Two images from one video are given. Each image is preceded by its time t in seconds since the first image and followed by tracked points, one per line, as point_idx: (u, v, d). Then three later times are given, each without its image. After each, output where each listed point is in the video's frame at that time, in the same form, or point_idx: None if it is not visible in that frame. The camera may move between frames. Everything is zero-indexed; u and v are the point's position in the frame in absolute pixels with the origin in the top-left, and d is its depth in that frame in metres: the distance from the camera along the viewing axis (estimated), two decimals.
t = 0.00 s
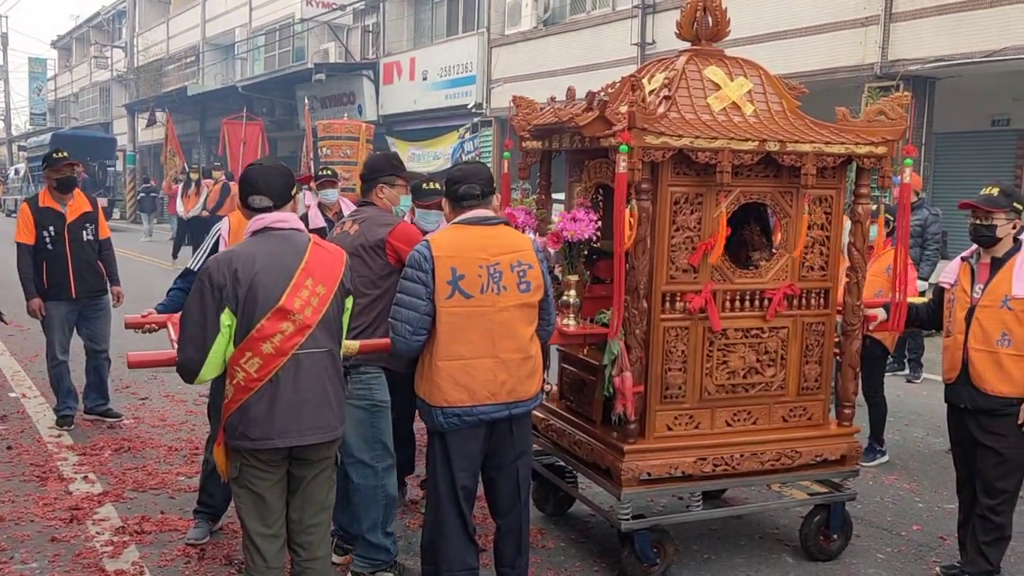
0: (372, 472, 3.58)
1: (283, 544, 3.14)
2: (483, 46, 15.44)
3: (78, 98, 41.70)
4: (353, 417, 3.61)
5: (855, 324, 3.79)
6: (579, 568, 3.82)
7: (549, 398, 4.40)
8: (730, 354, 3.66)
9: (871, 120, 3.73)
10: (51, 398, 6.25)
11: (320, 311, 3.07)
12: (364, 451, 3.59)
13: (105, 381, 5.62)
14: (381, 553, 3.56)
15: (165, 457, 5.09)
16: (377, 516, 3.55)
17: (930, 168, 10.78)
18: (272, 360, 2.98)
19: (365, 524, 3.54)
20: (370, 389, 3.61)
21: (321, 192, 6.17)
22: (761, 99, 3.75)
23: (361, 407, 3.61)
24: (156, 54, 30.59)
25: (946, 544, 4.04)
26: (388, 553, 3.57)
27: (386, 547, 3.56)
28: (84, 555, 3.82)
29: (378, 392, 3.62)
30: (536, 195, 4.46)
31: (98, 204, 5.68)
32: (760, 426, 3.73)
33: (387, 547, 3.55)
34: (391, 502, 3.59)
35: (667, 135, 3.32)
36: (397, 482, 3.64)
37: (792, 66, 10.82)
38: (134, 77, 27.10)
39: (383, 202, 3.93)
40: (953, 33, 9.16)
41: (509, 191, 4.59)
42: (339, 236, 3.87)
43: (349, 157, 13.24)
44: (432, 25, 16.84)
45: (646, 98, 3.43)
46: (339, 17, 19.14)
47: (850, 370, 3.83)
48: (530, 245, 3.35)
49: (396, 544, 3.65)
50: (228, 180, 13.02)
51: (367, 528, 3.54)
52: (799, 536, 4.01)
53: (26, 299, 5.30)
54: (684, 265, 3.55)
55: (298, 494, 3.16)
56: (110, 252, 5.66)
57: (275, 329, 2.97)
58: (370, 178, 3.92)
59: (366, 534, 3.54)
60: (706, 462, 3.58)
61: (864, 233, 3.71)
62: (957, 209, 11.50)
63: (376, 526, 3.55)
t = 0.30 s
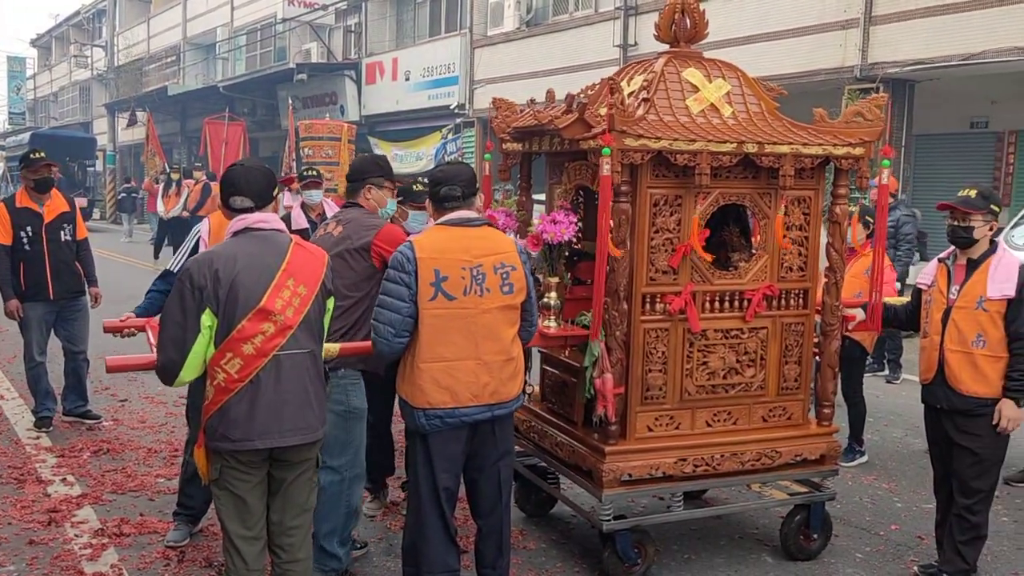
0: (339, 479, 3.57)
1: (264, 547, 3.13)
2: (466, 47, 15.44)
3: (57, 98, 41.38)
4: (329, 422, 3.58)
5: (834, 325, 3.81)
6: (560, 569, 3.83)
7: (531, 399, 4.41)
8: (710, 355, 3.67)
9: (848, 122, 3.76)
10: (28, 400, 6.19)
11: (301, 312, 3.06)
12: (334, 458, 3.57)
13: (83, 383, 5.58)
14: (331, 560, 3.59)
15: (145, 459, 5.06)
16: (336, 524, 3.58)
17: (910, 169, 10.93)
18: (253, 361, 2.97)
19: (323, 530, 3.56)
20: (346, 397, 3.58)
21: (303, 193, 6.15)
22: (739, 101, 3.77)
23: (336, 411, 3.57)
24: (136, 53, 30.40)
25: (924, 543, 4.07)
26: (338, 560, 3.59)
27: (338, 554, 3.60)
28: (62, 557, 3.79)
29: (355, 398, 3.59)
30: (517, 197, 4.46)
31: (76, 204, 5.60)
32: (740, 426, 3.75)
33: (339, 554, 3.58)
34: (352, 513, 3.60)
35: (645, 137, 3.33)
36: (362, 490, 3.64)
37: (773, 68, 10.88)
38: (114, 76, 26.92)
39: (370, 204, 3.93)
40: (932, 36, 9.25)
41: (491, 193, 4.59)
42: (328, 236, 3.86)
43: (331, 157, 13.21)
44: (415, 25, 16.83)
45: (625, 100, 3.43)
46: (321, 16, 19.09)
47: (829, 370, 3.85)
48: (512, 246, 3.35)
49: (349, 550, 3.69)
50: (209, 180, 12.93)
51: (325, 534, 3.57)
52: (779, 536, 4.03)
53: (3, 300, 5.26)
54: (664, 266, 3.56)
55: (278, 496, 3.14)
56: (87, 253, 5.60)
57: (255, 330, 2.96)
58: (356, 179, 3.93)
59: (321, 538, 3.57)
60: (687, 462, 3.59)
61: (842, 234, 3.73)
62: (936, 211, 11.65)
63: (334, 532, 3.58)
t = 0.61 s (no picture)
0: (317, 487, 3.56)
1: (243, 549, 3.12)
2: (449, 48, 15.44)
3: (38, 97, 41.05)
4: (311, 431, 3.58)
5: (813, 326, 3.83)
6: (542, 569, 3.84)
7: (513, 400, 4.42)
8: (691, 356, 3.69)
9: (827, 125, 3.78)
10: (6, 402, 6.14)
11: (282, 312, 3.05)
12: (313, 467, 3.56)
13: (62, 384, 5.54)
14: (309, 567, 3.56)
15: (125, 461, 5.03)
16: (314, 531, 3.55)
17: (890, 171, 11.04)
18: (233, 362, 2.95)
19: (301, 538, 3.53)
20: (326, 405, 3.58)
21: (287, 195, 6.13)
22: (719, 103, 3.79)
23: (316, 419, 3.57)
24: (117, 53, 30.20)
25: (903, 542, 4.10)
26: (316, 567, 3.56)
27: (316, 561, 3.57)
28: (41, 560, 3.76)
29: (335, 407, 3.60)
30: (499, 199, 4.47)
31: (53, 204, 5.56)
32: (720, 427, 3.77)
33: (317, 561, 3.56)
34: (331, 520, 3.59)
35: (625, 140, 3.34)
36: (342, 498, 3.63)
37: (754, 70, 10.93)
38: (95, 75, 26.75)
39: (365, 212, 3.92)
40: (912, 40, 9.32)
41: (472, 194, 4.60)
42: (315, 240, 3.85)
43: (313, 158, 13.16)
44: (398, 25, 16.79)
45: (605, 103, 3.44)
46: (303, 17, 19.04)
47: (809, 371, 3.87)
48: (493, 247, 3.35)
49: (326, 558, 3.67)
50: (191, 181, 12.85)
51: (302, 541, 3.54)
52: (759, 536, 4.05)
53: None
54: (644, 268, 3.58)
55: (258, 497, 3.13)
56: (66, 253, 5.56)
57: (235, 330, 2.95)
58: (358, 188, 3.85)
59: (300, 546, 3.54)
60: (668, 464, 3.60)
61: (820, 237, 3.75)
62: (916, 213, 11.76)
63: (311, 540, 3.55)
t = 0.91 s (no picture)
0: (301, 497, 3.53)
1: (219, 550, 3.10)
2: (428, 49, 15.44)
3: (12, 96, 40.63)
4: (301, 443, 3.55)
5: (789, 328, 3.85)
6: (520, 571, 3.84)
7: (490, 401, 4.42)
8: (668, 357, 3.70)
9: (803, 128, 3.81)
10: None
11: (258, 314, 3.03)
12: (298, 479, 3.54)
13: (35, 386, 5.49)
14: None
15: (100, 463, 4.99)
16: (296, 541, 3.52)
17: (867, 173, 11.14)
18: (209, 364, 2.93)
19: (283, 546, 3.50)
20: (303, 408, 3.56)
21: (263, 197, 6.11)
22: (697, 106, 3.81)
23: (299, 430, 3.55)
24: (93, 52, 29.94)
25: (878, 542, 4.14)
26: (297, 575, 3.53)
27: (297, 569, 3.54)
28: (13, 563, 3.72)
29: (318, 418, 3.58)
30: (478, 199, 4.48)
31: (27, 204, 5.47)
32: (696, 428, 3.79)
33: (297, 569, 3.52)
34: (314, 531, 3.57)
35: (605, 141, 3.34)
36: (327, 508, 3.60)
37: (733, 73, 10.98)
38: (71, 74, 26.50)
39: (358, 224, 4.01)
40: (888, 43, 9.40)
41: (452, 194, 4.61)
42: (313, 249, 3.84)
43: (291, 158, 13.10)
44: (377, 26, 16.76)
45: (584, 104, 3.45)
46: (282, 17, 18.96)
47: (785, 372, 3.89)
48: (469, 248, 3.35)
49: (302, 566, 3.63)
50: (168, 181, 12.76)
51: (283, 550, 3.50)
52: (735, 536, 4.07)
53: None
54: (622, 269, 3.58)
55: (234, 499, 3.11)
56: (40, 254, 5.50)
57: (211, 332, 2.93)
58: (358, 198, 3.97)
59: (280, 554, 3.50)
60: (645, 464, 3.61)
61: (796, 239, 3.78)
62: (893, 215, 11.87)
63: (294, 549, 3.52)
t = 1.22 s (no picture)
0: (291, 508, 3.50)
1: (198, 553, 3.08)
2: (410, 50, 15.44)
3: None
4: (283, 457, 3.49)
5: (768, 329, 3.87)
6: (502, 572, 3.84)
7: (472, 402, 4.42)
8: (648, 358, 3.71)
9: (782, 130, 3.84)
10: None
11: (237, 316, 3.02)
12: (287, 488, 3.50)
13: (12, 388, 5.44)
14: None
15: (78, 465, 4.95)
16: (290, 546, 3.51)
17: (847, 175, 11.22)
18: (187, 366, 2.92)
19: (277, 550, 3.49)
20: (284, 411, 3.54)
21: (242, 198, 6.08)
22: (677, 108, 3.81)
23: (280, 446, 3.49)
24: (72, 52, 29.71)
25: (856, 542, 4.17)
26: None
27: None
28: None
29: (298, 433, 3.49)
30: (459, 200, 4.47)
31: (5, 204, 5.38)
32: (677, 429, 3.79)
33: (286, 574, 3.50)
34: (307, 539, 3.54)
35: (585, 142, 3.34)
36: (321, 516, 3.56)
37: (714, 75, 11.02)
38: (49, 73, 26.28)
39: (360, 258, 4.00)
40: (868, 46, 9.47)
41: (433, 195, 4.60)
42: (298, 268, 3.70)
43: (273, 159, 13.04)
44: (359, 26, 16.72)
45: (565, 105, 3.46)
46: (264, 16, 18.89)
47: (763, 373, 3.91)
48: (450, 249, 3.34)
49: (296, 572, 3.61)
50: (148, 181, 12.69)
51: (277, 552, 3.49)
52: (715, 537, 4.09)
53: None
54: (603, 270, 3.59)
55: (213, 502, 3.09)
56: (18, 255, 5.44)
57: (190, 334, 2.91)
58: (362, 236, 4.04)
59: (272, 557, 3.49)
60: (626, 464, 3.62)
61: (776, 240, 3.80)
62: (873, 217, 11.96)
63: (289, 552, 3.51)
